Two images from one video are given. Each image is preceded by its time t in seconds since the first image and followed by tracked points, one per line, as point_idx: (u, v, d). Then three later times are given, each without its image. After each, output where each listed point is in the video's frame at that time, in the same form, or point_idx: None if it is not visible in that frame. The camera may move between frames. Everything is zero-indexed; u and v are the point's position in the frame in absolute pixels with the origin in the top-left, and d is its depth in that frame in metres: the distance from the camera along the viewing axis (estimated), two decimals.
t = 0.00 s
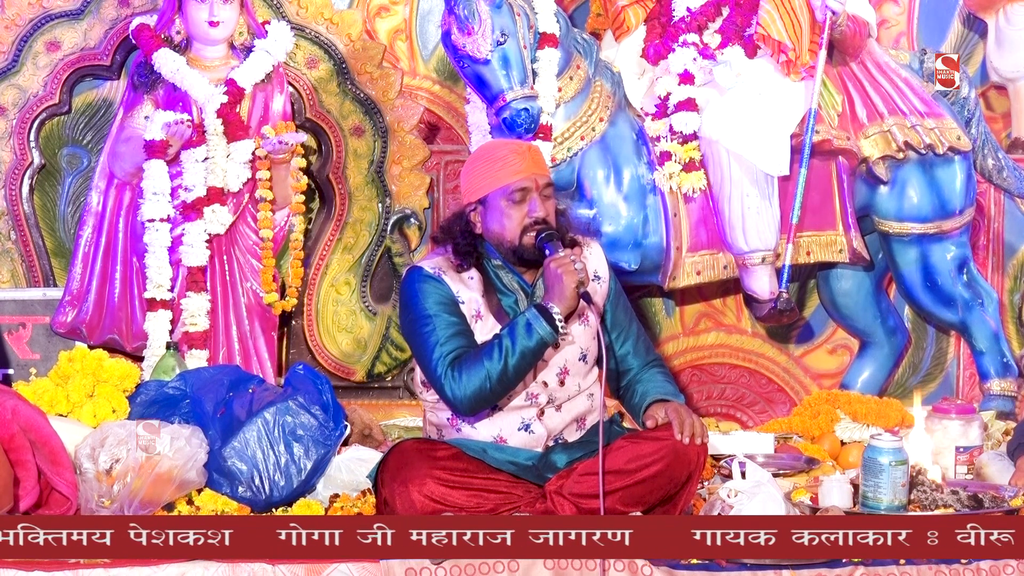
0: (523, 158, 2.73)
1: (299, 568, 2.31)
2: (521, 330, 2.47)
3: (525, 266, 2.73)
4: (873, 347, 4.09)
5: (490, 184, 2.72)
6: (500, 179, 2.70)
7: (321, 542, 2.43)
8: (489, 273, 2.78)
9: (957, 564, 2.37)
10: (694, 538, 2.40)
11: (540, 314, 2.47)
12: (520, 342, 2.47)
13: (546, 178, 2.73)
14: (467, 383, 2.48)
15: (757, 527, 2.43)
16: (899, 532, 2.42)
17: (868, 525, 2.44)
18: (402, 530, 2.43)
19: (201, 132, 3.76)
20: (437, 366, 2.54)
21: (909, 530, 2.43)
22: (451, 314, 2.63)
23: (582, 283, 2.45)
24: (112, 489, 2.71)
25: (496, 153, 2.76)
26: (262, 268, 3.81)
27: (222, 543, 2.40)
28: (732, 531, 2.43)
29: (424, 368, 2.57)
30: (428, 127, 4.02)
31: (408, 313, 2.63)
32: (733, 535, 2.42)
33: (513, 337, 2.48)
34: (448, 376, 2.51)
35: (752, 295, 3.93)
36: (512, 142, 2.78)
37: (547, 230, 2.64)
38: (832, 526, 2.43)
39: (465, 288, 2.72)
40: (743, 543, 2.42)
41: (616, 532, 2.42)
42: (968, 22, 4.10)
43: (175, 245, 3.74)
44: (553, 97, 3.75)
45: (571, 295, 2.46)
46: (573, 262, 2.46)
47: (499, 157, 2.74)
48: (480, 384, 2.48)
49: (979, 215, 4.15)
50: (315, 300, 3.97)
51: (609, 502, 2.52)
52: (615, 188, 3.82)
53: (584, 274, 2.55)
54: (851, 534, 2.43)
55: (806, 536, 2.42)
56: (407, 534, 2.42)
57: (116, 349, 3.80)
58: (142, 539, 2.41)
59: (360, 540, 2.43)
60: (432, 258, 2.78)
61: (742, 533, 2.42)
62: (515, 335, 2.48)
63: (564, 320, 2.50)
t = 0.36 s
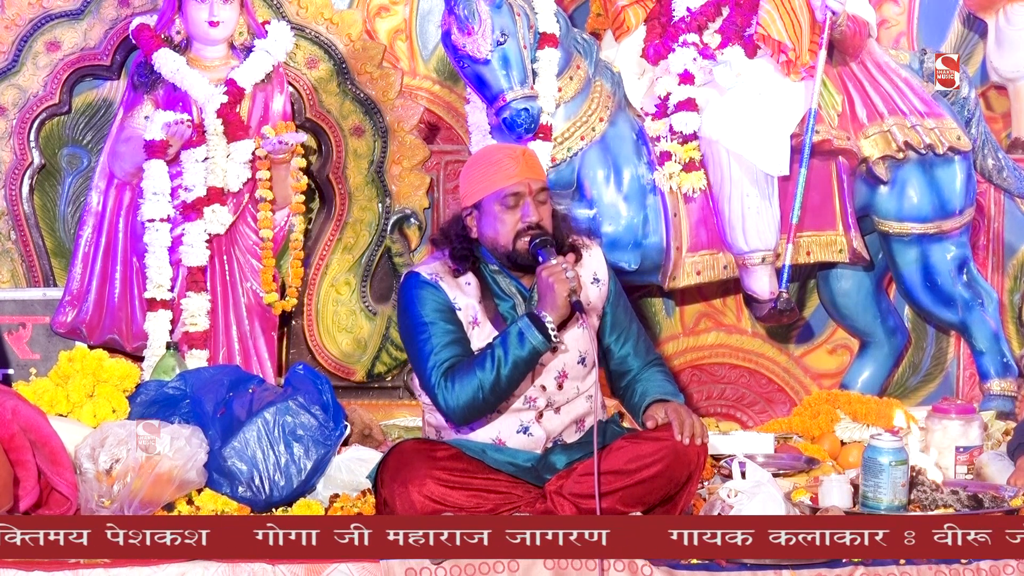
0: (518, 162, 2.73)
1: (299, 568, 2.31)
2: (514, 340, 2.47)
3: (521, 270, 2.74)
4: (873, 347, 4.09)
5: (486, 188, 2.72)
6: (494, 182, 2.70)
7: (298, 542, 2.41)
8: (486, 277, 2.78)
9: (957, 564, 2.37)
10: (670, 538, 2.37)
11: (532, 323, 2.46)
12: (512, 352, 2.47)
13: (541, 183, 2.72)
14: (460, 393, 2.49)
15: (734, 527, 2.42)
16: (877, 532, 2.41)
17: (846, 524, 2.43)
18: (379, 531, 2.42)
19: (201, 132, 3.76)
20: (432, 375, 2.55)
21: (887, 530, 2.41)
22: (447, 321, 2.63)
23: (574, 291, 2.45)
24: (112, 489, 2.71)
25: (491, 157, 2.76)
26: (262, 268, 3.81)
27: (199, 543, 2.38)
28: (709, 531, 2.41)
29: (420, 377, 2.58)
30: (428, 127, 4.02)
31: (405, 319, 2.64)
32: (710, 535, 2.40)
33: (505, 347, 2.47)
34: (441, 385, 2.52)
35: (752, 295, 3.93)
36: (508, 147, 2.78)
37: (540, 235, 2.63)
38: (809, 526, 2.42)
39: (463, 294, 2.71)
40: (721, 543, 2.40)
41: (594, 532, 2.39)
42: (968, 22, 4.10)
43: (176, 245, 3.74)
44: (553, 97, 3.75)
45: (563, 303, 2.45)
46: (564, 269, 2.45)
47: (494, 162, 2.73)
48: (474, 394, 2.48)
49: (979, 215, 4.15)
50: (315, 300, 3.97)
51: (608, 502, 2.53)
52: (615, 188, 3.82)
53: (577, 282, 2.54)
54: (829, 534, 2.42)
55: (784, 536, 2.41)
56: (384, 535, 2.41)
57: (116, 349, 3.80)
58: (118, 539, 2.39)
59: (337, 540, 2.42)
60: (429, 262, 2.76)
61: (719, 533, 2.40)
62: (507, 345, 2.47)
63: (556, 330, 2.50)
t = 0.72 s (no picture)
0: (520, 168, 2.71)
1: (299, 568, 2.29)
2: (514, 349, 2.46)
3: (524, 276, 2.74)
4: (873, 347, 4.09)
5: (488, 194, 2.71)
6: (496, 189, 2.69)
7: (275, 542, 2.39)
8: (488, 282, 2.78)
9: (957, 564, 2.36)
10: (647, 537, 2.38)
11: (532, 332, 2.45)
12: (511, 361, 2.46)
13: (543, 190, 2.69)
14: (459, 402, 2.49)
15: (711, 527, 2.41)
16: (854, 532, 2.40)
17: (823, 525, 2.42)
18: (356, 530, 2.42)
19: (201, 132, 3.76)
20: (432, 383, 2.56)
21: (864, 530, 2.41)
22: (449, 327, 2.63)
23: (574, 300, 2.44)
24: (112, 489, 2.71)
25: (495, 162, 2.75)
26: (262, 268, 3.81)
27: (176, 543, 2.37)
28: (686, 531, 2.40)
29: (422, 383, 2.59)
30: (428, 127, 4.02)
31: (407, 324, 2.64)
32: (687, 535, 2.39)
33: (505, 356, 2.46)
34: (441, 393, 2.53)
35: (752, 295, 3.92)
36: (512, 152, 2.76)
37: (542, 242, 2.61)
38: (786, 526, 2.42)
39: (465, 299, 2.71)
40: (697, 543, 2.39)
41: (571, 532, 2.39)
42: (968, 22, 4.10)
43: (176, 245, 3.74)
44: (553, 97, 3.75)
45: (563, 313, 2.44)
46: (564, 278, 2.44)
47: (496, 168, 2.72)
48: (473, 404, 2.48)
49: (979, 215, 4.15)
50: (315, 300, 3.97)
51: (609, 503, 2.52)
52: (615, 188, 3.81)
53: (578, 291, 2.53)
54: (805, 534, 2.41)
55: (760, 536, 2.41)
56: (361, 534, 2.41)
57: (116, 349, 3.80)
58: (95, 539, 2.38)
59: (314, 539, 2.41)
60: (431, 265, 2.76)
61: (696, 533, 2.39)
62: (507, 354, 2.46)
63: (557, 339, 2.48)
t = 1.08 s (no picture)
0: (526, 172, 2.70)
1: (299, 568, 2.29)
2: (516, 354, 2.47)
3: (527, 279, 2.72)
4: (873, 347, 4.09)
5: (493, 197, 2.70)
6: (502, 192, 2.68)
7: (253, 542, 2.39)
8: (493, 284, 2.77)
9: (957, 564, 2.36)
10: (624, 537, 2.37)
11: (534, 337, 2.46)
12: (513, 366, 2.46)
13: (549, 194, 2.69)
14: (460, 406, 2.50)
15: (688, 526, 2.40)
16: (831, 532, 2.39)
17: (800, 525, 2.42)
18: (333, 530, 2.40)
19: (201, 132, 3.76)
20: (434, 386, 2.56)
21: (841, 530, 2.40)
22: (452, 330, 2.64)
23: (576, 306, 2.43)
24: (112, 489, 2.71)
25: (501, 165, 2.73)
26: (262, 268, 3.81)
27: (153, 543, 2.36)
28: (663, 531, 2.39)
29: (424, 386, 2.60)
30: (428, 127, 4.03)
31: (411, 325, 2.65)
32: (664, 535, 2.38)
33: (506, 361, 2.47)
34: (442, 397, 2.53)
35: (752, 295, 3.93)
36: (519, 154, 2.75)
37: (545, 246, 2.61)
38: (763, 526, 2.41)
39: (468, 302, 2.71)
40: (674, 543, 2.38)
41: (547, 532, 2.39)
42: (968, 22, 4.10)
43: (176, 245, 3.74)
44: (553, 97, 3.74)
45: (565, 318, 2.44)
46: (566, 283, 2.42)
47: (503, 170, 2.71)
48: (474, 408, 2.48)
49: (979, 215, 4.15)
50: (315, 300, 3.97)
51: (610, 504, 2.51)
52: (615, 188, 3.81)
53: (581, 297, 2.52)
54: (782, 534, 2.40)
55: (737, 536, 2.41)
56: (338, 535, 2.40)
57: (116, 349, 3.80)
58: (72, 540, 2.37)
59: (291, 540, 2.39)
60: (436, 266, 2.77)
61: (673, 533, 2.38)
62: (509, 359, 2.47)
63: (559, 344, 2.48)
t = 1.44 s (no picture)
0: (532, 175, 2.66)
1: (299, 568, 2.29)
2: (511, 360, 2.46)
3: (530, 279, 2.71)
4: (873, 347, 4.09)
5: (498, 199, 2.68)
6: (506, 195, 2.65)
7: (229, 542, 2.37)
8: (496, 283, 2.76)
9: (957, 564, 2.36)
10: (601, 537, 2.36)
11: (530, 344, 2.45)
12: (508, 371, 2.47)
13: (553, 199, 2.65)
14: (453, 408, 2.50)
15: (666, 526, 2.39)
16: (807, 532, 2.40)
17: (777, 525, 2.41)
18: (310, 531, 2.40)
19: (201, 132, 3.76)
20: (429, 387, 2.57)
21: (818, 530, 2.41)
22: (451, 330, 2.64)
23: (575, 317, 2.41)
24: (112, 489, 2.71)
25: (507, 166, 2.70)
26: (262, 268, 3.81)
27: (130, 543, 2.36)
28: (640, 531, 2.39)
29: (419, 385, 2.60)
30: (428, 127, 4.03)
31: (411, 323, 2.65)
32: (641, 535, 2.38)
33: (502, 366, 2.47)
34: (436, 397, 2.54)
35: (752, 295, 3.92)
36: (526, 156, 2.71)
37: (548, 251, 2.59)
38: (740, 526, 2.41)
39: (470, 299, 2.71)
40: (652, 543, 2.38)
41: (525, 532, 2.39)
42: (968, 22, 4.10)
43: (176, 245, 3.74)
44: (553, 97, 3.74)
45: (563, 328, 2.43)
46: (565, 293, 2.42)
47: (508, 172, 2.68)
48: (467, 411, 2.49)
49: (979, 215, 4.15)
50: (315, 300, 3.97)
51: (609, 505, 2.52)
52: (615, 188, 3.81)
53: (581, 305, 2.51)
54: (759, 534, 2.40)
55: (715, 536, 2.39)
56: (315, 535, 2.40)
57: (116, 349, 3.80)
58: (49, 540, 2.36)
59: (268, 540, 2.39)
60: (440, 264, 2.77)
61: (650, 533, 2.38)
62: (504, 365, 2.47)
63: (555, 351, 2.47)
